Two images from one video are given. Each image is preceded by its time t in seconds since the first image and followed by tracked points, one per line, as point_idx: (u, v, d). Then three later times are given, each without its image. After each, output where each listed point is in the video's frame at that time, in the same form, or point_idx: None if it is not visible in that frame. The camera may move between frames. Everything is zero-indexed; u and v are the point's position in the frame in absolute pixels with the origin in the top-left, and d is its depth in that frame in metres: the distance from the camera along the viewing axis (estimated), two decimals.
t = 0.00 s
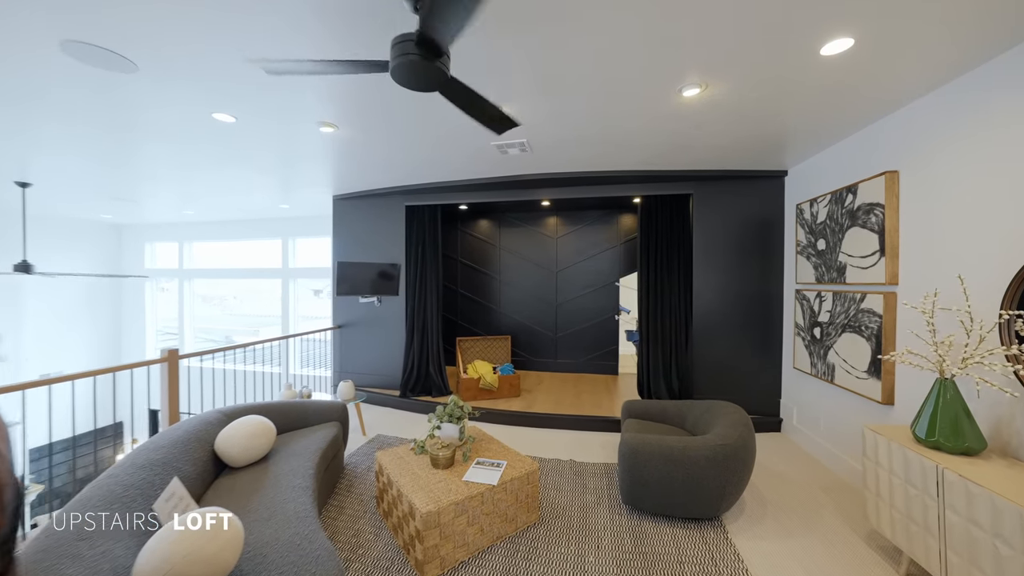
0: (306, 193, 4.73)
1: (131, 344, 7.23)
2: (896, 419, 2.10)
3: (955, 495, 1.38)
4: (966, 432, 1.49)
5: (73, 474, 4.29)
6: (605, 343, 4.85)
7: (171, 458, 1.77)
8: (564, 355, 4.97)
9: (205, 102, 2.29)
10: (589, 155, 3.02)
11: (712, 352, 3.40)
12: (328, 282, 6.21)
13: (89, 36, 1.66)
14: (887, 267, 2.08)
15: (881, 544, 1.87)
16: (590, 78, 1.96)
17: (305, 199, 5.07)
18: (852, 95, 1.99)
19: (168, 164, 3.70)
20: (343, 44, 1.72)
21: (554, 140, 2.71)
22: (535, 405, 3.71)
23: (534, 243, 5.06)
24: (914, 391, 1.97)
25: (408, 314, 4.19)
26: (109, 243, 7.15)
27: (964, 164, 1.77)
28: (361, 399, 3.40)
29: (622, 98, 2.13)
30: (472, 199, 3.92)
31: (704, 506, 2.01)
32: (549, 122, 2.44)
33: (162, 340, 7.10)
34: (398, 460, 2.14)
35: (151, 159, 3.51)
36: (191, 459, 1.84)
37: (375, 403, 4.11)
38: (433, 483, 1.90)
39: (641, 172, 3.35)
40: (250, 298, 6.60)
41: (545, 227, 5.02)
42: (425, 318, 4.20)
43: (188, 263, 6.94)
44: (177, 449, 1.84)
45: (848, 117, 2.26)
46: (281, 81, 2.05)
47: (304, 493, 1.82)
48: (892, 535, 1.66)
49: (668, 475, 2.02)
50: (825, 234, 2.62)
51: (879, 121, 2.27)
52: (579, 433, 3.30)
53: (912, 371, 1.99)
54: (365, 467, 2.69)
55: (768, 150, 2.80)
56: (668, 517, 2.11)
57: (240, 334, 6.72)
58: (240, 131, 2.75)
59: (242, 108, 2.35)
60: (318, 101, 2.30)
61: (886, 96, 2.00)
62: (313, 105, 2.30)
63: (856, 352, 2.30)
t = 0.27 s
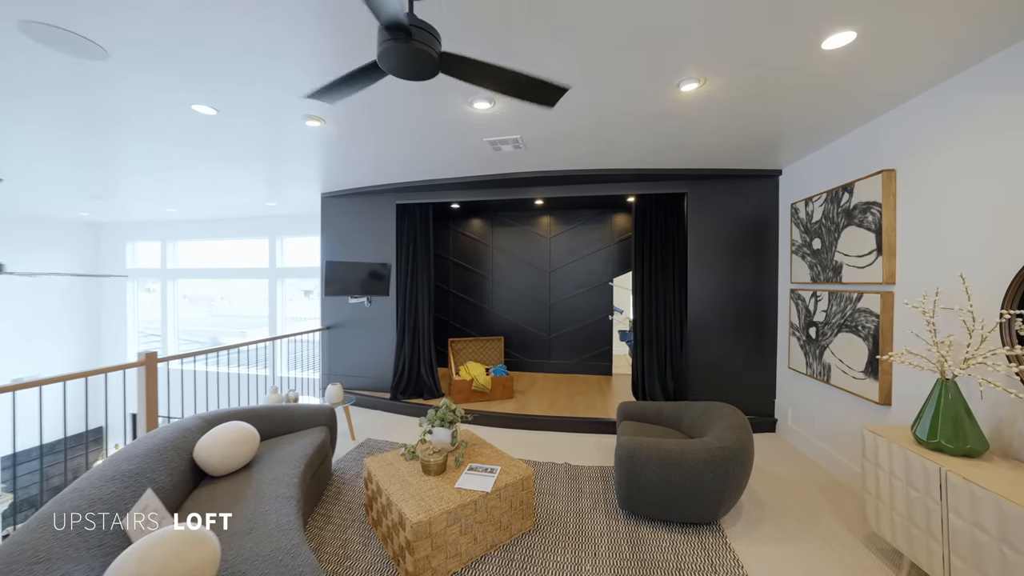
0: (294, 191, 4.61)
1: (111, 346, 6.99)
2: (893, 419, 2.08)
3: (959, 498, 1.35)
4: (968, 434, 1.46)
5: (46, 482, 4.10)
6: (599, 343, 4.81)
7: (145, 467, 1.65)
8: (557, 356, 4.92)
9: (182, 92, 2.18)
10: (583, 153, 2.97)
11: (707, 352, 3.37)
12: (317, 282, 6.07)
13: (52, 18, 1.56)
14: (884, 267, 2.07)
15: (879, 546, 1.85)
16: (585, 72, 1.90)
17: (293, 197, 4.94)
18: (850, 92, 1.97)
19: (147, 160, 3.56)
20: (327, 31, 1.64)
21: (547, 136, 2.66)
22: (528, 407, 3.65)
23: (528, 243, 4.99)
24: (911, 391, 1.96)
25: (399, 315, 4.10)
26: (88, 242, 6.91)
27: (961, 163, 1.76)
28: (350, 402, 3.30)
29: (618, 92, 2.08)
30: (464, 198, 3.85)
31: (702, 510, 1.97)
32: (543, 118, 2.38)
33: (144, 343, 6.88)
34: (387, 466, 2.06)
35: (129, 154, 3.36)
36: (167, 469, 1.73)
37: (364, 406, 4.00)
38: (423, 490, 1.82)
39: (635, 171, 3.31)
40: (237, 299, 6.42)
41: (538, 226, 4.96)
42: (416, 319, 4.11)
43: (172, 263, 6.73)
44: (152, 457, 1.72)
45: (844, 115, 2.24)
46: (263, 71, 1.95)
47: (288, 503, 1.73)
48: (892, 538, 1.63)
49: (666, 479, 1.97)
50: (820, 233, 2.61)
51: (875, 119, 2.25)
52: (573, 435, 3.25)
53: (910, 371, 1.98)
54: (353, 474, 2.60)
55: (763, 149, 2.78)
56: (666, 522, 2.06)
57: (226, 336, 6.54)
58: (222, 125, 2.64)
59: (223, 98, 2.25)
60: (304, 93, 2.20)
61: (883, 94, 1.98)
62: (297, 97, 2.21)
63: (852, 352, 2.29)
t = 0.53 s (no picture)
0: (284, 189, 4.50)
1: (95, 349, 6.80)
2: (893, 421, 2.06)
3: (967, 503, 1.32)
4: (974, 436, 1.43)
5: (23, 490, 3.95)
6: (595, 344, 4.78)
7: (120, 477, 1.55)
8: (552, 357, 4.87)
9: (164, 84, 2.08)
10: (580, 151, 2.92)
11: (704, 353, 3.35)
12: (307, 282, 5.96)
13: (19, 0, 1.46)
14: (884, 266, 2.04)
15: (881, 551, 1.82)
16: (584, 66, 1.85)
17: (283, 195, 4.83)
18: (851, 88, 1.94)
19: (129, 155, 3.42)
20: (316, 19, 1.57)
21: (544, 133, 2.60)
22: (524, 409, 3.59)
23: (523, 243, 4.94)
24: (912, 392, 1.93)
25: (392, 316, 4.02)
26: (70, 240, 6.70)
27: (964, 160, 1.74)
28: (342, 405, 3.22)
29: (617, 88, 2.03)
30: (459, 197, 3.78)
31: (703, 516, 1.92)
32: (541, 114, 2.33)
33: (130, 345, 6.70)
34: (379, 472, 1.99)
35: (109, 149, 3.23)
36: (145, 479, 1.63)
37: (356, 409, 3.91)
38: (416, 498, 1.76)
39: (632, 169, 3.27)
40: (225, 300, 6.28)
41: (533, 226, 4.91)
42: (409, 320, 4.04)
43: (158, 263, 6.57)
44: (128, 467, 1.62)
45: (844, 113, 2.21)
46: (249, 61, 1.87)
47: (274, 513, 1.65)
48: (896, 543, 1.60)
49: (665, 485, 1.92)
50: (818, 233, 2.59)
51: (875, 117, 2.23)
52: (569, 437, 3.20)
53: (910, 372, 1.95)
54: (343, 480, 2.51)
55: (762, 147, 2.76)
56: (665, 527, 2.01)
57: (214, 338, 6.39)
58: (207, 120, 2.55)
59: (207, 91, 2.16)
60: (292, 86, 2.13)
61: (884, 91, 1.96)
62: (285, 91, 2.13)
63: (851, 353, 2.27)
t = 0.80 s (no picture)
0: (277, 187, 4.42)
1: (84, 350, 6.67)
2: (896, 423, 2.03)
3: (977, 510, 1.29)
4: (985, 441, 1.40)
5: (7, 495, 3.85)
6: (592, 345, 4.73)
7: (99, 486, 1.48)
8: (550, 358, 4.82)
9: (147, 76, 2.01)
10: (578, 149, 2.87)
11: (703, 354, 3.31)
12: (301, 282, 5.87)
13: None
14: (887, 266, 2.01)
15: (885, 556, 1.79)
16: (583, 60, 1.79)
17: (276, 194, 4.75)
18: (855, 85, 1.90)
19: (116, 152, 3.33)
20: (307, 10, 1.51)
21: (542, 131, 2.55)
22: (521, 411, 3.54)
23: (520, 242, 4.89)
24: (917, 394, 1.90)
25: (387, 316, 3.95)
26: (58, 239, 6.56)
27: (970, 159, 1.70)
28: (335, 408, 3.15)
29: (616, 83, 1.98)
30: (455, 195, 3.72)
31: (706, 521, 1.88)
32: (539, 110, 2.28)
33: (120, 346, 6.58)
34: (373, 478, 1.93)
35: (95, 144, 3.13)
36: (126, 488, 1.55)
37: (350, 411, 3.84)
38: (411, 505, 1.70)
39: (631, 168, 3.22)
40: (218, 300, 6.18)
41: (530, 225, 4.86)
42: (405, 320, 3.97)
43: (149, 262, 6.45)
44: (107, 475, 1.54)
45: (846, 111, 2.18)
46: (237, 54, 1.81)
47: (263, 523, 1.58)
48: (903, 549, 1.56)
49: (667, 490, 1.88)
50: (819, 233, 2.56)
51: (877, 116, 2.20)
52: (567, 440, 3.15)
53: (915, 374, 1.92)
54: (336, 486, 2.45)
55: (762, 146, 2.72)
56: (667, 533, 1.97)
57: (206, 339, 6.29)
58: (195, 115, 2.48)
59: (193, 85, 2.08)
60: (283, 80, 2.06)
61: (888, 87, 1.92)
62: (275, 85, 2.06)
63: (854, 354, 2.23)
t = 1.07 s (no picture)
0: (272, 186, 4.35)
1: (75, 351, 6.56)
2: (902, 425, 1.99)
3: (992, 516, 1.25)
4: (997, 444, 1.36)
5: None
6: (592, 345, 4.69)
7: (80, 496, 1.41)
8: (548, 358, 4.78)
9: (133, 69, 1.93)
10: (579, 146, 2.82)
11: (704, 355, 3.27)
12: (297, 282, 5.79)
13: None
14: (893, 266, 1.98)
15: (893, 561, 1.75)
16: (585, 55, 1.75)
17: (271, 193, 4.67)
18: (861, 81, 1.86)
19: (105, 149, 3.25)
20: None
21: (541, 128, 2.51)
22: (520, 413, 3.49)
23: (518, 242, 4.84)
24: (924, 396, 1.87)
25: (383, 317, 3.88)
26: (47, 239, 6.44)
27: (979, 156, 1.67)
28: (330, 411, 3.09)
29: (618, 78, 1.93)
30: (452, 194, 3.67)
31: (711, 527, 1.83)
32: (538, 107, 2.23)
33: (111, 347, 6.46)
34: (368, 485, 1.87)
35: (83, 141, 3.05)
36: (110, 498, 1.48)
37: (346, 414, 3.77)
38: (407, 513, 1.64)
39: (631, 167, 3.18)
40: (212, 301, 6.09)
41: (528, 225, 4.81)
42: (401, 321, 3.91)
43: (141, 262, 6.34)
44: (90, 484, 1.47)
45: (850, 109, 2.14)
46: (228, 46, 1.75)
47: (253, 534, 1.52)
48: (913, 556, 1.53)
49: (670, 495, 1.83)
50: (822, 232, 2.53)
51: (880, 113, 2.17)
52: (567, 442, 3.11)
53: (923, 376, 1.88)
54: (331, 492, 2.38)
55: (764, 144, 2.68)
56: (670, 539, 1.92)
57: (200, 340, 6.19)
58: (185, 111, 2.41)
59: (182, 78, 2.01)
60: (274, 74, 2.00)
61: (893, 84, 1.89)
62: (267, 79, 2.00)
63: (858, 355, 2.20)
